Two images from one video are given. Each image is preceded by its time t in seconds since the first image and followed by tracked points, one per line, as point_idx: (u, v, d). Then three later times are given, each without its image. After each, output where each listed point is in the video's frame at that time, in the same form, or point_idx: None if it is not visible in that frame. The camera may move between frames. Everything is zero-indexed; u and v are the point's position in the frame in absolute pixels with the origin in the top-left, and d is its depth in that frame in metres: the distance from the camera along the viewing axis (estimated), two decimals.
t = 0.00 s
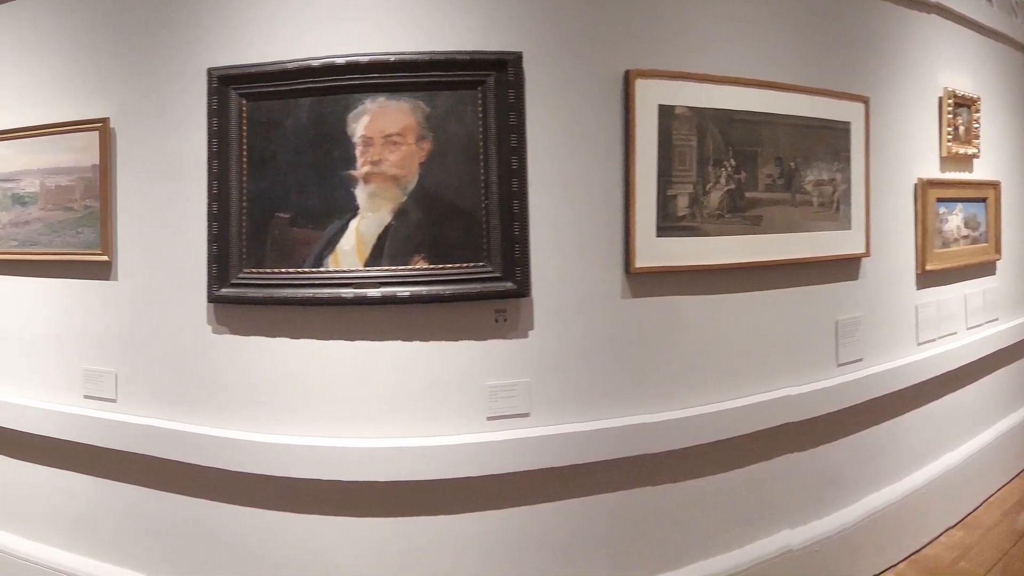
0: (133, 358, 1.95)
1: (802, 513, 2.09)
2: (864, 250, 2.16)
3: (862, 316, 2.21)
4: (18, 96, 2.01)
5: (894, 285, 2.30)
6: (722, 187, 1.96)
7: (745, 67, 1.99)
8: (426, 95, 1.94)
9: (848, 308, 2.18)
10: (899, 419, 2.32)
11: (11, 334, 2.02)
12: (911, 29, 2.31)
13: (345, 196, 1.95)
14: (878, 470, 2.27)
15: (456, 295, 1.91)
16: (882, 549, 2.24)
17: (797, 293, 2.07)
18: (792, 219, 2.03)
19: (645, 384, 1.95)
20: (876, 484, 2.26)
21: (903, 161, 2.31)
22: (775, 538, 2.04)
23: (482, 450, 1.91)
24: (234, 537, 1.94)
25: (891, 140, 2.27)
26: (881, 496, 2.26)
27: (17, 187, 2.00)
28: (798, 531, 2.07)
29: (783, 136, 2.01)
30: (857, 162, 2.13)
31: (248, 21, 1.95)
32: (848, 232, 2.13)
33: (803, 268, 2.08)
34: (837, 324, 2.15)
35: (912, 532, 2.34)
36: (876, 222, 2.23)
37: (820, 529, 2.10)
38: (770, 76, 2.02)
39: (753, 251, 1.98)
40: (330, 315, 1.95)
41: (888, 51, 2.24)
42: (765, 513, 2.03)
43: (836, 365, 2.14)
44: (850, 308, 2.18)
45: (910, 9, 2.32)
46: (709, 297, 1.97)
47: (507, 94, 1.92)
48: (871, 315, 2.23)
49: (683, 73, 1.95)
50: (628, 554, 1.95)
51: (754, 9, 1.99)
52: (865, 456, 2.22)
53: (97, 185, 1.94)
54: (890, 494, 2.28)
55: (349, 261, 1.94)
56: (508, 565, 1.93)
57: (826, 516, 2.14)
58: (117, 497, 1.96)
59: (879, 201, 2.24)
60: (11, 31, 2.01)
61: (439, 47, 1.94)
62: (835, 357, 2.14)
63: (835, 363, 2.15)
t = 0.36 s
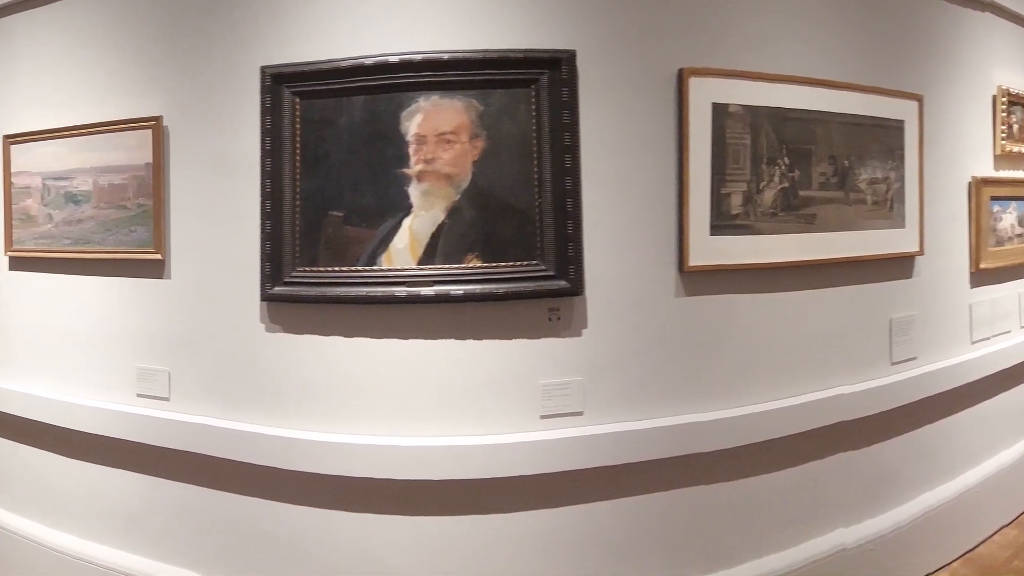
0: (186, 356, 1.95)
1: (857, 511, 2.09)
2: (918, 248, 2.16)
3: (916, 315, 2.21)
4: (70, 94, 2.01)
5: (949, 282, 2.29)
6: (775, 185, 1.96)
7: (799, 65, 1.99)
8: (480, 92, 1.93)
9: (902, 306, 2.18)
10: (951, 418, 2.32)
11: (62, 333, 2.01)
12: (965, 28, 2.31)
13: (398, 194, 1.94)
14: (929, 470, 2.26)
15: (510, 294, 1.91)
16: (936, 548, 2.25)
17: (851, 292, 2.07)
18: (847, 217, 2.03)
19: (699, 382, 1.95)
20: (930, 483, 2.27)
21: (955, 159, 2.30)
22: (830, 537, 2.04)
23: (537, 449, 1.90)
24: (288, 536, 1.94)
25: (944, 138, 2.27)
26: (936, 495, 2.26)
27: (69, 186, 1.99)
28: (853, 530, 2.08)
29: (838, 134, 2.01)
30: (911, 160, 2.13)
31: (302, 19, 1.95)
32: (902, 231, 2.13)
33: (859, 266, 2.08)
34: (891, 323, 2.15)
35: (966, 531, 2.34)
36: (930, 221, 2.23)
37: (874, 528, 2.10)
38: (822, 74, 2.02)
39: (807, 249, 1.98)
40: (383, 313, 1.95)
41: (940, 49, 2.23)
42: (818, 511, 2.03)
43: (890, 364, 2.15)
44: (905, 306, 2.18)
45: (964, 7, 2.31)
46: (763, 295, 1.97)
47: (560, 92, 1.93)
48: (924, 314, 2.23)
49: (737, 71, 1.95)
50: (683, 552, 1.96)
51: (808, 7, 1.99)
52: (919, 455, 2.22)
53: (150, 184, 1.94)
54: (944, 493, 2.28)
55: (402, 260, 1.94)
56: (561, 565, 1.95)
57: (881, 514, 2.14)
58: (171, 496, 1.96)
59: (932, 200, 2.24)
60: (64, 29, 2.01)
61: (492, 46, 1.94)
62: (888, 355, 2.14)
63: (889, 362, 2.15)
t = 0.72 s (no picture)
0: (240, 355, 1.94)
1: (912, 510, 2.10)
2: (972, 247, 2.16)
3: (970, 313, 2.21)
4: (120, 92, 2.00)
5: (1000, 280, 2.28)
6: (829, 184, 1.96)
7: (854, 63, 1.99)
8: (534, 91, 1.93)
9: (956, 305, 2.18)
10: (1005, 417, 2.32)
11: (114, 331, 2.01)
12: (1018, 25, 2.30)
13: (452, 193, 1.94)
14: (982, 469, 2.27)
15: (565, 292, 1.90)
16: (988, 547, 2.25)
17: (906, 290, 2.08)
18: (901, 215, 2.03)
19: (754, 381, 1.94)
20: (983, 482, 2.27)
21: (1008, 157, 2.30)
22: (884, 536, 2.05)
23: (592, 447, 1.90)
24: (344, 534, 1.94)
25: (997, 137, 2.26)
26: (989, 494, 2.27)
27: (123, 184, 1.99)
28: (908, 528, 2.09)
29: (892, 133, 2.01)
30: (965, 159, 2.13)
31: (356, 16, 1.94)
32: (955, 229, 2.13)
33: (913, 265, 2.08)
34: (945, 321, 2.15)
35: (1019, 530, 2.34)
36: (984, 219, 2.23)
37: (927, 527, 2.11)
38: (875, 72, 2.01)
39: (862, 248, 1.98)
40: (437, 312, 1.95)
41: (993, 47, 2.23)
42: (872, 511, 2.04)
43: (944, 363, 2.15)
44: (958, 305, 2.18)
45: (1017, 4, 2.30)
46: (816, 294, 1.97)
47: (614, 91, 1.92)
48: (978, 312, 2.23)
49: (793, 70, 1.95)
50: (738, 551, 1.95)
51: (863, 5, 1.99)
52: (972, 454, 2.22)
53: (203, 182, 1.94)
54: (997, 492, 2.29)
55: (456, 258, 1.93)
56: (616, 564, 1.94)
57: (935, 513, 2.15)
58: (226, 495, 1.96)
59: (986, 198, 2.24)
60: (113, 26, 2.00)
61: (546, 44, 1.94)
62: (943, 354, 2.14)
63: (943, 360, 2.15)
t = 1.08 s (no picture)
0: (294, 353, 1.95)
1: (965, 509, 2.11)
2: None
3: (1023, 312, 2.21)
4: (174, 91, 2.01)
5: None
6: (883, 182, 1.97)
7: (907, 62, 1.99)
8: (588, 89, 1.93)
9: (1009, 303, 2.17)
10: None
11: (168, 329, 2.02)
12: None
13: (506, 191, 1.94)
14: None
15: (619, 290, 1.90)
16: None
17: (960, 289, 2.08)
18: (955, 214, 2.03)
19: (809, 379, 1.95)
20: None
21: None
22: (938, 534, 2.06)
23: (648, 446, 1.90)
24: (398, 533, 1.94)
25: None
26: None
27: (176, 182, 2.00)
28: (962, 526, 2.10)
29: (946, 131, 2.01)
30: (1018, 157, 2.13)
31: (410, 14, 1.94)
32: (1008, 228, 2.13)
33: (967, 262, 2.09)
34: (999, 319, 2.15)
35: None
36: None
37: (981, 525, 2.12)
38: (928, 70, 2.01)
39: (917, 246, 1.99)
40: (491, 310, 1.94)
41: None
42: (927, 510, 2.05)
43: (997, 361, 2.15)
44: (1011, 303, 2.18)
45: None
46: (871, 291, 1.98)
47: (668, 89, 1.92)
48: None
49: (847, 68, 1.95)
50: (793, 548, 1.96)
51: (917, 3, 1.99)
52: None
53: (257, 180, 1.94)
54: None
55: (510, 257, 1.93)
56: (671, 561, 1.95)
57: (988, 512, 2.15)
58: (281, 493, 1.96)
59: None
60: (166, 24, 2.01)
61: (600, 41, 1.94)
62: (996, 352, 2.14)
63: (996, 359, 2.15)
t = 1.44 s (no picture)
0: (349, 351, 1.96)
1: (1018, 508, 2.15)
2: None
3: None
4: (230, 90, 2.04)
5: None
6: (937, 180, 1.99)
7: (959, 61, 2.01)
8: (642, 87, 1.92)
9: None
10: None
11: (224, 327, 2.08)
12: None
13: (560, 189, 1.94)
14: None
15: (673, 289, 1.90)
16: None
17: (1011, 287, 2.10)
18: (1009, 212, 2.05)
19: (863, 377, 1.96)
20: None
21: None
22: (992, 533, 2.09)
23: (704, 445, 1.90)
24: (452, 533, 1.94)
25: None
26: None
27: (229, 181, 2.04)
28: (1014, 525, 2.14)
29: (1000, 129, 2.04)
30: None
31: (463, 12, 1.93)
32: None
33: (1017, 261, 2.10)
34: None
35: None
36: None
37: None
38: (978, 70, 2.03)
39: (972, 244, 2.01)
40: (544, 309, 1.94)
41: None
42: (980, 509, 2.08)
43: None
44: None
45: None
46: (925, 290, 2.00)
47: (722, 87, 1.92)
48: None
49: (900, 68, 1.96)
50: (846, 547, 1.98)
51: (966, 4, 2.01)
52: None
53: (310, 179, 1.95)
54: None
55: (564, 255, 1.93)
56: (726, 562, 1.95)
57: None
58: (335, 492, 1.98)
59: None
60: (221, 27, 2.04)
61: (654, 40, 1.93)
62: None
63: None
